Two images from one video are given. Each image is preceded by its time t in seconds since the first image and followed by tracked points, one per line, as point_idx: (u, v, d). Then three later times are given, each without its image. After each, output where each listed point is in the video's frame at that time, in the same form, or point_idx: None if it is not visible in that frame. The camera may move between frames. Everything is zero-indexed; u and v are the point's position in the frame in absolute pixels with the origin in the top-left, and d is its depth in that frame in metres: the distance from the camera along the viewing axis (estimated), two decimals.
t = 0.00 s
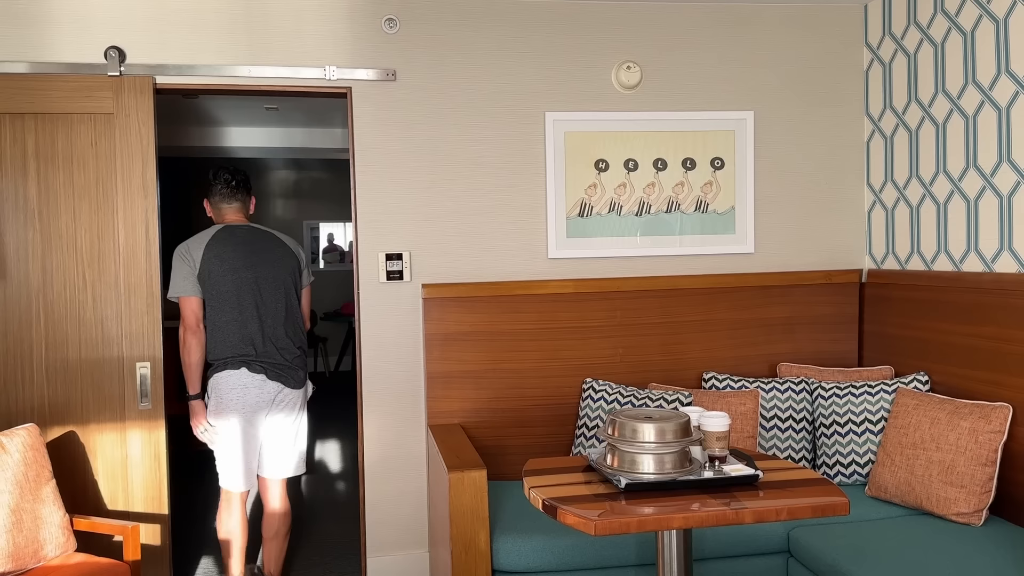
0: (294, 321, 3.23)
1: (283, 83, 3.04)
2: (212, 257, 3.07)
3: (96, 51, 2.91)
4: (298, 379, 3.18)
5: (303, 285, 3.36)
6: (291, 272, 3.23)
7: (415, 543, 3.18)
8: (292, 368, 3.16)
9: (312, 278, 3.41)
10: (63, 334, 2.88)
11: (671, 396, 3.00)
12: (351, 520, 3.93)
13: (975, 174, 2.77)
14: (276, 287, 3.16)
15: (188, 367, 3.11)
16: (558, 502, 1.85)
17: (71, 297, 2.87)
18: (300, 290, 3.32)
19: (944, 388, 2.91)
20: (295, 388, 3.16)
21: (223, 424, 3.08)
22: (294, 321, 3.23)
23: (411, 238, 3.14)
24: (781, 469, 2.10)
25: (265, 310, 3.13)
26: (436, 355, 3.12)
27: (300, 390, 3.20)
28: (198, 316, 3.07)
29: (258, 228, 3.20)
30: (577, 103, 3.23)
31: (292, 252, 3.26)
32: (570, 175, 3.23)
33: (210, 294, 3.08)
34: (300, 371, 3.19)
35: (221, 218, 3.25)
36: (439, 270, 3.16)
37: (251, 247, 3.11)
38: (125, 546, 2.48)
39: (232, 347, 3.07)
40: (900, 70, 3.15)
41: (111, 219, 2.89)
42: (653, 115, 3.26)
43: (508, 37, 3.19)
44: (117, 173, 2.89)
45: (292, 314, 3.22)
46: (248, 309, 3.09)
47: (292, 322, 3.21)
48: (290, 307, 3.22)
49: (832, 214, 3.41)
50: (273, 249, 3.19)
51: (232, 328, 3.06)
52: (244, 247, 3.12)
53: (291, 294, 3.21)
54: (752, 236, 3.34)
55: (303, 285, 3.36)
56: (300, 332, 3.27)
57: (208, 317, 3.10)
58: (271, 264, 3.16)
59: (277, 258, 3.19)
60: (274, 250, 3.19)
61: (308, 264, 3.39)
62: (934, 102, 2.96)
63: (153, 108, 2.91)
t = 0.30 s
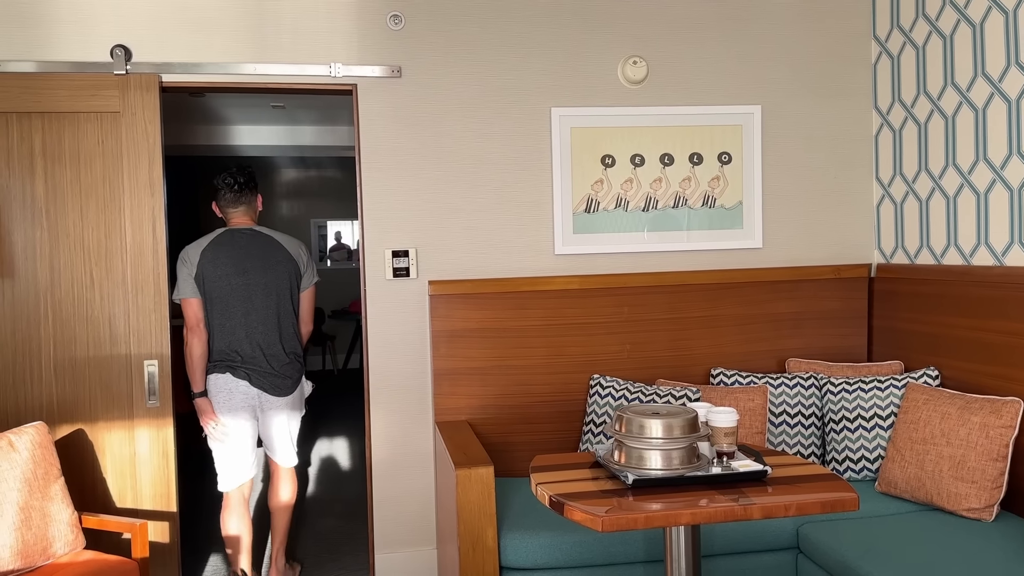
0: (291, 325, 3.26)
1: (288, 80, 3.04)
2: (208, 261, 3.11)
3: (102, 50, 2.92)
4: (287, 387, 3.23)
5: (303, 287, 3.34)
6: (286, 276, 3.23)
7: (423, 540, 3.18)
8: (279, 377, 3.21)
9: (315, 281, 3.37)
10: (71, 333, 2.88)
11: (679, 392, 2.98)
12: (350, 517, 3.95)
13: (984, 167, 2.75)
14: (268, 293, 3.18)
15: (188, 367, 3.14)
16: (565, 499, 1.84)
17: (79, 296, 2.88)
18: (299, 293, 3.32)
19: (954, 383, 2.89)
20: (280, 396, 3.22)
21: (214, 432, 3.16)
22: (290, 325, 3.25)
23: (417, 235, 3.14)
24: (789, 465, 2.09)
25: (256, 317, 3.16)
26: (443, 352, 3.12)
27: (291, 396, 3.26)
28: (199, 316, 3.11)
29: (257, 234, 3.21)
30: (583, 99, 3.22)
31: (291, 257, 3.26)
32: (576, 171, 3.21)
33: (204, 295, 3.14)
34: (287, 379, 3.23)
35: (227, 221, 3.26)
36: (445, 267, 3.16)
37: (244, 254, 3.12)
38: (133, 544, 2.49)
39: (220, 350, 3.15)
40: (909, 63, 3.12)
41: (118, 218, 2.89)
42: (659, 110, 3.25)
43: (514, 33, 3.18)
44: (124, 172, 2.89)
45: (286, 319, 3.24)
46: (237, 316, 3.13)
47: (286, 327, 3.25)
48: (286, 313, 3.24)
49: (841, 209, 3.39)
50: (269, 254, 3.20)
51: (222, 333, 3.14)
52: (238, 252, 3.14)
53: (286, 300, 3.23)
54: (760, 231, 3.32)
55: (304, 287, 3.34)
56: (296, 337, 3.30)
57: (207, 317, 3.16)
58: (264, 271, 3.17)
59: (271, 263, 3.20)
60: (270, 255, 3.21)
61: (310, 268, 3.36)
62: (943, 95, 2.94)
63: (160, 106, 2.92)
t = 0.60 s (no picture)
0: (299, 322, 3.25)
1: (289, 78, 3.04)
2: (212, 261, 3.13)
3: (102, 49, 2.92)
4: (293, 378, 3.22)
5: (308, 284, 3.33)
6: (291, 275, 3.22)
7: (426, 539, 3.17)
8: (285, 369, 3.20)
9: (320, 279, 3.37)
10: (74, 332, 2.89)
11: (682, 389, 2.97)
12: (354, 516, 3.94)
13: (989, 162, 2.72)
14: (271, 292, 3.18)
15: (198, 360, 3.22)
16: (567, 497, 1.83)
17: (81, 295, 2.88)
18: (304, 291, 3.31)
19: (959, 380, 2.87)
20: (285, 387, 3.21)
21: (225, 427, 3.19)
22: (297, 321, 3.24)
23: (419, 233, 3.13)
24: (792, 462, 2.07)
25: (261, 314, 3.16)
26: (445, 350, 3.11)
27: (297, 388, 3.25)
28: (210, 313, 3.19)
29: (263, 234, 3.21)
30: (585, 95, 3.21)
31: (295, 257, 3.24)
32: (578, 168, 3.20)
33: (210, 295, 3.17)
34: (293, 371, 3.22)
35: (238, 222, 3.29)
36: (447, 265, 3.15)
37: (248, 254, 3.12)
38: (135, 543, 2.49)
39: (227, 347, 3.16)
40: (913, 58, 3.10)
41: (120, 217, 2.89)
42: (661, 107, 3.23)
43: (514, 30, 3.16)
44: (125, 171, 2.89)
45: (291, 316, 3.22)
46: (243, 313, 3.14)
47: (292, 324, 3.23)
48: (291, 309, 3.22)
49: (845, 205, 3.37)
50: (273, 254, 3.20)
51: (228, 330, 3.15)
52: (243, 252, 3.15)
53: (289, 298, 3.22)
54: (764, 227, 3.31)
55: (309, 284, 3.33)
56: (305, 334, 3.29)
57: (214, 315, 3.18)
58: (268, 270, 3.17)
59: (275, 263, 3.19)
60: (273, 255, 3.20)
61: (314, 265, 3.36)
62: (947, 90, 2.92)
63: (161, 105, 2.92)
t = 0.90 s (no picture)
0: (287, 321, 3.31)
1: (291, 77, 3.04)
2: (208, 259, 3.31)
3: (104, 49, 2.92)
4: (273, 374, 3.26)
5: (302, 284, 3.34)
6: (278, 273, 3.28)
7: (428, 538, 3.17)
8: (266, 365, 3.25)
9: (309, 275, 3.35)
10: (76, 332, 2.89)
11: (684, 388, 2.97)
12: (356, 514, 3.96)
13: (991, 160, 2.72)
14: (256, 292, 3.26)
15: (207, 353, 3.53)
16: (569, 496, 1.83)
17: (83, 294, 2.89)
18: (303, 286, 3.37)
19: (961, 378, 2.87)
20: (265, 383, 3.26)
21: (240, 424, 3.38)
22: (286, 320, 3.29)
23: (420, 232, 3.13)
24: (793, 460, 2.07)
25: (245, 312, 3.27)
26: (447, 349, 3.11)
27: (276, 384, 3.26)
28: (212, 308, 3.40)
29: (252, 233, 3.28)
30: (586, 94, 3.20)
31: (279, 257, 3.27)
32: (579, 166, 3.20)
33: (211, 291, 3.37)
34: (276, 367, 3.26)
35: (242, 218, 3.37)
36: (448, 264, 3.15)
37: (232, 253, 3.23)
38: (138, 543, 2.49)
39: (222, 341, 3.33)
40: (915, 55, 3.10)
41: (121, 217, 2.89)
42: (663, 105, 3.23)
43: (516, 28, 3.16)
44: (127, 170, 2.89)
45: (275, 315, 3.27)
46: (232, 310, 3.28)
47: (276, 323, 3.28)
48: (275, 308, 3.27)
49: (847, 202, 3.36)
50: (260, 254, 3.27)
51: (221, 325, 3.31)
52: (232, 251, 3.27)
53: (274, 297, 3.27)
54: (766, 225, 3.30)
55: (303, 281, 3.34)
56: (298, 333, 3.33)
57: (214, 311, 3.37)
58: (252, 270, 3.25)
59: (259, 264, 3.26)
60: (260, 255, 3.27)
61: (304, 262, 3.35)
62: (949, 87, 2.91)
63: (162, 104, 2.92)
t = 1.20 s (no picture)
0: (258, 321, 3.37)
1: (294, 75, 3.03)
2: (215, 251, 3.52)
3: (107, 46, 2.92)
4: (238, 371, 3.36)
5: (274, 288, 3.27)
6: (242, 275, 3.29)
7: (431, 535, 3.18)
8: (234, 361, 3.38)
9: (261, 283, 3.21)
10: (80, 329, 2.89)
11: (687, 385, 2.98)
12: (359, 511, 3.97)
13: (994, 157, 2.72)
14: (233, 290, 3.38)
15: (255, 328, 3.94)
16: (573, 493, 1.83)
17: (87, 292, 2.89)
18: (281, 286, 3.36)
19: (965, 375, 2.87)
20: (233, 377, 3.40)
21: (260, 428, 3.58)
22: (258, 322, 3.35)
23: (423, 230, 3.13)
24: (798, 458, 2.07)
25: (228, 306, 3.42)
26: (451, 346, 3.11)
27: (241, 381, 3.36)
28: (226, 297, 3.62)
29: (233, 233, 3.36)
30: (589, 91, 3.20)
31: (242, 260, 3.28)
32: (583, 164, 3.20)
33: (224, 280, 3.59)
34: (240, 365, 3.35)
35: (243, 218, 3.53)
36: (451, 261, 3.15)
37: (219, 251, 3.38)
38: (142, 540, 2.50)
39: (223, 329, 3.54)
40: (918, 52, 3.09)
41: (125, 214, 2.90)
42: (666, 102, 3.23)
43: (519, 25, 3.16)
44: (130, 167, 2.89)
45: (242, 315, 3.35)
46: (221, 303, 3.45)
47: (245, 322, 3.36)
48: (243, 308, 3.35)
49: (850, 200, 3.36)
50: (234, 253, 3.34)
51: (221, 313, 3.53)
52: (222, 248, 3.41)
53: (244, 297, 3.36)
54: (769, 223, 3.30)
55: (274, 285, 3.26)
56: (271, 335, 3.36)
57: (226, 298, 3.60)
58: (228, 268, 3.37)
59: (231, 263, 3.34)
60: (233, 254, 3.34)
61: (258, 270, 3.23)
62: (952, 85, 2.91)
63: (165, 102, 2.92)
